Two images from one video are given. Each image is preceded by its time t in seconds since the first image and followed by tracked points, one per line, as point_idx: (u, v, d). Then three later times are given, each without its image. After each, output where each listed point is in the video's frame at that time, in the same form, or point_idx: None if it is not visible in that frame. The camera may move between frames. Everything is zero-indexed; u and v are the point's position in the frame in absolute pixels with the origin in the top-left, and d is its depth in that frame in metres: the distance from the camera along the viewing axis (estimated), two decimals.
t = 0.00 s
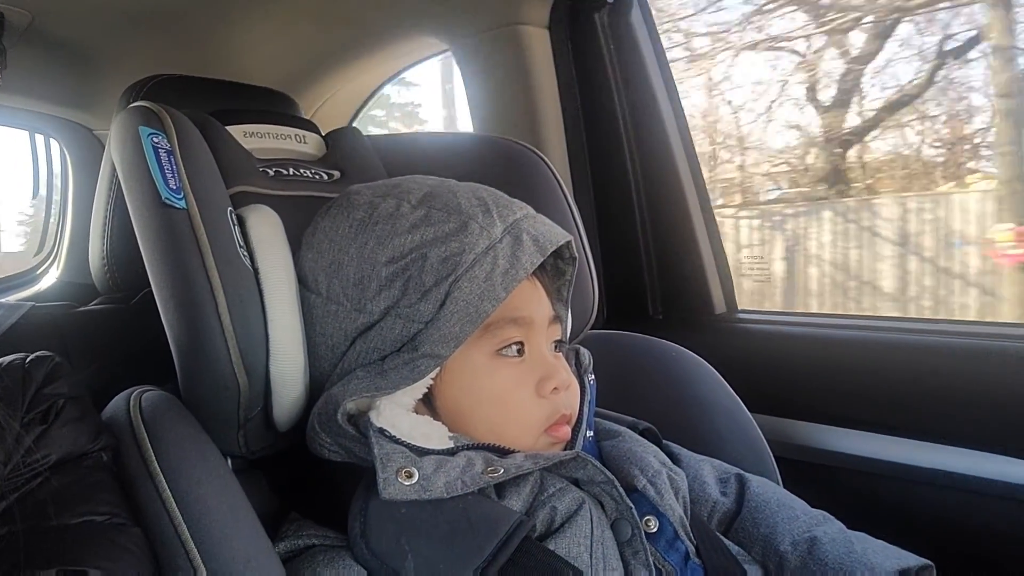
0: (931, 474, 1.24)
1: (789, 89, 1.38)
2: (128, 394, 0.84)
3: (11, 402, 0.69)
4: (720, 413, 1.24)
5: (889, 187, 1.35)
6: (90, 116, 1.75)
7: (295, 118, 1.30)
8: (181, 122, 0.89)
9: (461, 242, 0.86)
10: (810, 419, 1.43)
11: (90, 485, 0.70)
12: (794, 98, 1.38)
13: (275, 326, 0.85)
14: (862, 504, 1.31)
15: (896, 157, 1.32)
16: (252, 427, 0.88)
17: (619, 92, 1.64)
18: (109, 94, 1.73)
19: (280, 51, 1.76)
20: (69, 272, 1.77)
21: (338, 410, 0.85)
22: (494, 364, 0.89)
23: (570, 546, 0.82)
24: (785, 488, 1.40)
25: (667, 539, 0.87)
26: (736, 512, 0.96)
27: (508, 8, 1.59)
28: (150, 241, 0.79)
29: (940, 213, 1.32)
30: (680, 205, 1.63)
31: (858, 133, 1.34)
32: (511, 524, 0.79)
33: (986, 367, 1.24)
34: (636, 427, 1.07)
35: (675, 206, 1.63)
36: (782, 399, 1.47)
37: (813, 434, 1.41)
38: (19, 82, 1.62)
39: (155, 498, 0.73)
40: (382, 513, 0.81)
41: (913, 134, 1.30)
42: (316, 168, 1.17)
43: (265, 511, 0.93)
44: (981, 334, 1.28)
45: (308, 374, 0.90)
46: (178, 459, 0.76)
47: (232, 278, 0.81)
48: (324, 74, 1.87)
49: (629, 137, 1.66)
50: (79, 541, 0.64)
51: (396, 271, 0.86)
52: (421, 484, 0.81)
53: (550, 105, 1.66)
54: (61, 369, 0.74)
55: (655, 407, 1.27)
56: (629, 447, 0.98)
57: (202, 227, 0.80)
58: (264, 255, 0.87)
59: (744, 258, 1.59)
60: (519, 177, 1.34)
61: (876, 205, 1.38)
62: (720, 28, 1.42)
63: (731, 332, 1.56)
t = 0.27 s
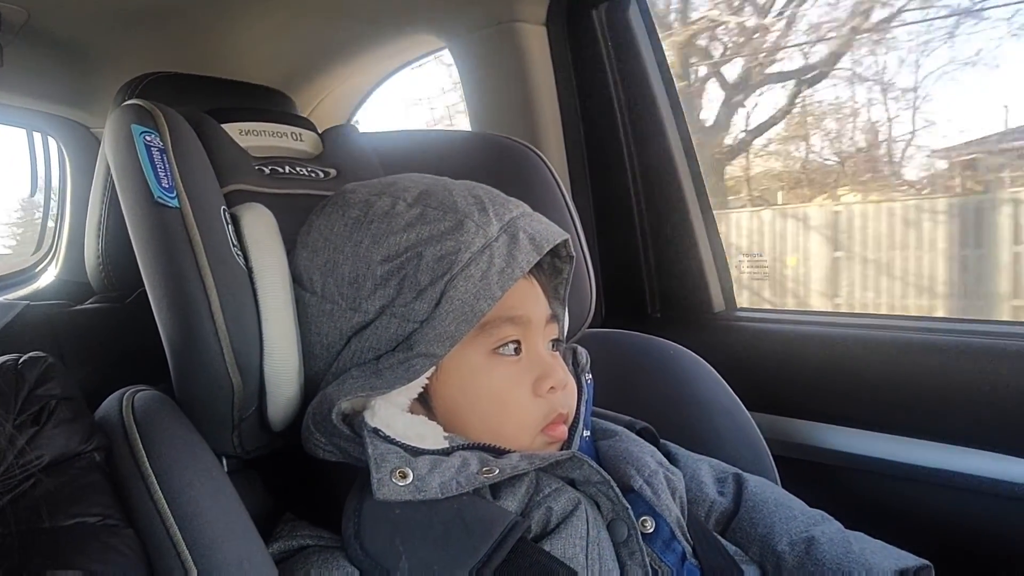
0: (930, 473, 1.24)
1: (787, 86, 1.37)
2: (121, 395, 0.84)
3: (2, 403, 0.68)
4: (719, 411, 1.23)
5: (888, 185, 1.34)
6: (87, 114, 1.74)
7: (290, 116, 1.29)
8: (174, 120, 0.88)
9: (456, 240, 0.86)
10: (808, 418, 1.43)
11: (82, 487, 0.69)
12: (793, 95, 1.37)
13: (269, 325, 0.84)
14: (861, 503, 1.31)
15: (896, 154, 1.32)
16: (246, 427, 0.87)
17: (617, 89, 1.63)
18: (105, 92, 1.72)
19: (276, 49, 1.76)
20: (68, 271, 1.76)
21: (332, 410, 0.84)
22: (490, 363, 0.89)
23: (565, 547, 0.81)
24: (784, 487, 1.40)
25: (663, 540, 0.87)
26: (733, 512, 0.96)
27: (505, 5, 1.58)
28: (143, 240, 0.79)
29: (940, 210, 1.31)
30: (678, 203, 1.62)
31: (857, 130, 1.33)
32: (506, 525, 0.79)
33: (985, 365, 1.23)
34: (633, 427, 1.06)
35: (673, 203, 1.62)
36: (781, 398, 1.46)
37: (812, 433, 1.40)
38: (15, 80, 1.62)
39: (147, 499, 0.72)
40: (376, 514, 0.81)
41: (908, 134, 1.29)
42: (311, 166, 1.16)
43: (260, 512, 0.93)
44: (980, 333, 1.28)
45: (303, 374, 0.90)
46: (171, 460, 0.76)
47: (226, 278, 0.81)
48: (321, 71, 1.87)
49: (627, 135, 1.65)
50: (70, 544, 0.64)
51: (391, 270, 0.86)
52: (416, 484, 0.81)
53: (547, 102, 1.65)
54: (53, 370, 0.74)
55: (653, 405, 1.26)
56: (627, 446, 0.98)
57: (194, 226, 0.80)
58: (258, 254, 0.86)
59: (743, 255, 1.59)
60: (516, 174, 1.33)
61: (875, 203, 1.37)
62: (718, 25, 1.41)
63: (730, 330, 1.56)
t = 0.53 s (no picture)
0: (936, 468, 1.24)
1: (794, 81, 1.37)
2: (127, 388, 0.84)
3: (10, 396, 0.68)
4: (724, 407, 1.23)
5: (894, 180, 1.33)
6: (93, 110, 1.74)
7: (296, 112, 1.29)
8: (180, 115, 0.88)
9: (462, 235, 0.86)
10: (814, 414, 1.42)
11: (89, 479, 0.69)
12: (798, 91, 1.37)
13: (274, 320, 0.85)
14: (867, 499, 1.31)
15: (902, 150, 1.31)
16: (252, 422, 0.87)
17: (622, 85, 1.63)
18: (111, 89, 1.72)
19: (281, 45, 1.76)
20: (76, 266, 1.75)
21: (338, 404, 0.84)
22: (496, 357, 0.89)
23: (570, 540, 0.81)
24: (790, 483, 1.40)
25: (669, 534, 0.87)
26: (739, 506, 0.96)
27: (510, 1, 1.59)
28: (149, 235, 0.79)
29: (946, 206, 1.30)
30: (684, 199, 1.62)
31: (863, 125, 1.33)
32: (511, 518, 0.79)
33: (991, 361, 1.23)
34: (638, 422, 1.06)
35: (678, 199, 1.62)
36: (787, 394, 1.46)
37: (818, 429, 1.40)
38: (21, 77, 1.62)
39: (153, 492, 0.72)
40: (381, 507, 0.81)
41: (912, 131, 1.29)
42: (317, 162, 1.16)
43: (266, 506, 0.93)
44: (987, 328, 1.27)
45: (309, 368, 0.90)
46: (177, 454, 0.76)
47: (232, 272, 0.81)
48: (326, 68, 1.87)
49: (632, 131, 1.65)
50: (78, 535, 0.64)
51: (396, 264, 0.86)
52: (422, 477, 0.81)
53: (552, 98, 1.65)
54: (61, 363, 0.74)
55: (659, 401, 1.26)
56: (632, 441, 0.98)
57: (201, 221, 0.80)
58: (264, 249, 0.87)
59: (748, 251, 1.58)
60: (522, 170, 1.33)
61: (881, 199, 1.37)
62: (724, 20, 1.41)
63: (736, 326, 1.55)
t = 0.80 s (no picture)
0: (939, 469, 1.23)
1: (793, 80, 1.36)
2: (124, 387, 0.84)
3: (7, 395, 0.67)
4: (725, 407, 1.23)
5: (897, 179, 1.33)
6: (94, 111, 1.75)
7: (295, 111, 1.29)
8: (177, 114, 0.88)
9: (460, 233, 0.85)
10: (816, 414, 1.41)
11: (86, 478, 0.69)
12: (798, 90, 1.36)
13: (272, 318, 0.84)
14: (869, 499, 1.30)
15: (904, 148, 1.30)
16: (250, 421, 0.87)
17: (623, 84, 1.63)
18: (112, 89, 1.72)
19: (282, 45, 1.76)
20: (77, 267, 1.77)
21: (335, 403, 0.83)
22: (495, 357, 0.88)
23: (568, 540, 0.81)
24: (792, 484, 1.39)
25: (668, 533, 0.86)
26: (740, 506, 0.95)
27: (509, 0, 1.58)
28: (146, 234, 0.78)
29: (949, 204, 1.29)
30: (685, 198, 1.61)
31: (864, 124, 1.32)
32: (509, 518, 0.78)
33: (995, 361, 1.22)
34: (638, 421, 1.06)
35: (680, 199, 1.62)
36: (789, 393, 1.45)
37: (820, 429, 1.39)
38: (23, 77, 1.63)
39: (150, 491, 0.72)
40: (378, 507, 0.81)
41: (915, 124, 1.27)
42: (316, 161, 1.16)
43: (264, 505, 0.92)
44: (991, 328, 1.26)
45: (306, 367, 0.89)
46: (174, 453, 0.76)
47: (228, 270, 0.80)
48: (327, 67, 1.87)
49: (634, 130, 1.65)
50: (75, 535, 0.64)
51: (394, 263, 0.85)
52: (419, 477, 0.81)
53: (553, 96, 1.64)
54: (59, 361, 0.73)
55: (659, 401, 1.26)
56: (632, 441, 0.97)
57: (197, 219, 0.80)
58: (261, 248, 0.86)
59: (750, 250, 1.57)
60: (522, 169, 1.33)
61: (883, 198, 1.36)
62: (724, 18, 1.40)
63: (737, 326, 1.54)
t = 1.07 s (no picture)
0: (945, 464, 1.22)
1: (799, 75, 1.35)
2: (130, 384, 0.84)
3: (15, 390, 0.68)
4: (730, 403, 1.23)
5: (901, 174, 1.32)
6: (99, 111, 1.75)
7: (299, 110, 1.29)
8: (182, 112, 0.88)
9: (465, 230, 0.85)
10: (821, 410, 1.41)
11: (93, 473, 0.69)
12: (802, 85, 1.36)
13: (277, 315, 0.85)
14: (874, 495, 1.30)
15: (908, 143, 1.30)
16: (256, 418, 0.87)
17: (626, 81, 1.63)
18: (117, 89, 1.73)
19: (285, 44, 1.76)
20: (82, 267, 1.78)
21: (341, 399, 0.84)
22: (500, 353, 0.88)
23: (573, 535, 0.81)
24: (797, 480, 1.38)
25: (673, 528, 0.86)
26: (745, 502, 0.95)
27: None
28: (151, 231, 0.79)
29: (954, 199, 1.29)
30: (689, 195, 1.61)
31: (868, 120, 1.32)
32: (514, 513, 0.78)
33: (1000, 356, 1.22)
34: (643, 417, 1.06)
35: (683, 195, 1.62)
36: (794, 390, 1.45)
37: (824, 425, 1.39)
38: (28, 77, 1.63)
39: (156, 486, 0.72)
40: (384, 501, 0.81)
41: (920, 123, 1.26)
42: (321, 159, 1.16)
43: (269, 501, 0.93)
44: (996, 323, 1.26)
45: (311, 364, 0.90)
46: (180, 448, 0.76)
47: (233, 267, 0.81)
48: (330, 66, 1.87)
49: (637, 127, 1.65)
50: (82, 529, 0.64)
51: (399, 259, 0.85)
52: (424, 472, 0.81)
53: (556, 94, 1.65)
54: (66, 358, 0.73)
55: (664, 397, 1.25)
56: (637, 436, 0.97)
57: (203, 216, 0.80)
58: (266, 245, 0.87)
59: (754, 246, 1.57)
60: (525, 166, 1.33)
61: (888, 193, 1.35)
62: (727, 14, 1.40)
63: (742, 322, 1.54)
